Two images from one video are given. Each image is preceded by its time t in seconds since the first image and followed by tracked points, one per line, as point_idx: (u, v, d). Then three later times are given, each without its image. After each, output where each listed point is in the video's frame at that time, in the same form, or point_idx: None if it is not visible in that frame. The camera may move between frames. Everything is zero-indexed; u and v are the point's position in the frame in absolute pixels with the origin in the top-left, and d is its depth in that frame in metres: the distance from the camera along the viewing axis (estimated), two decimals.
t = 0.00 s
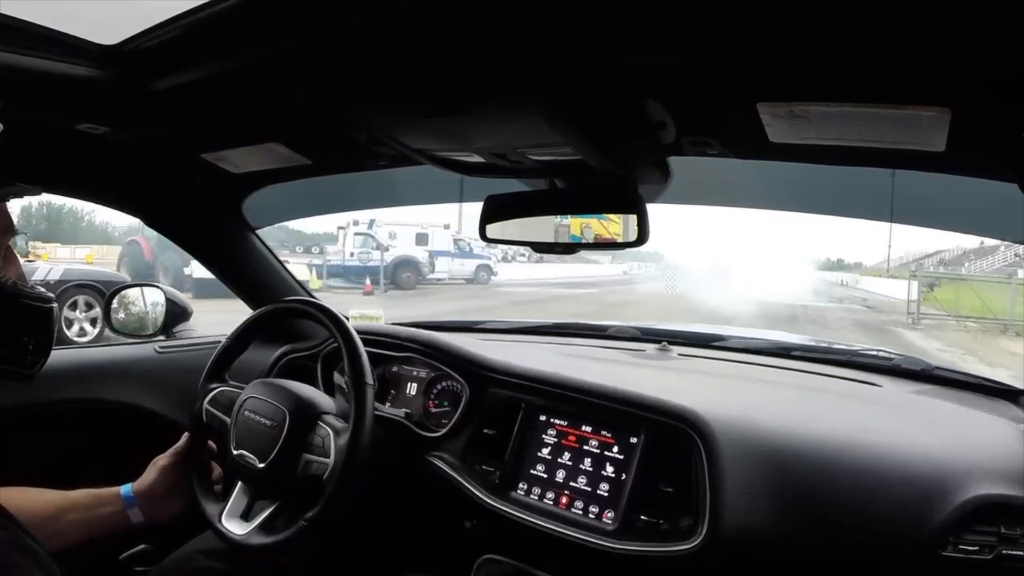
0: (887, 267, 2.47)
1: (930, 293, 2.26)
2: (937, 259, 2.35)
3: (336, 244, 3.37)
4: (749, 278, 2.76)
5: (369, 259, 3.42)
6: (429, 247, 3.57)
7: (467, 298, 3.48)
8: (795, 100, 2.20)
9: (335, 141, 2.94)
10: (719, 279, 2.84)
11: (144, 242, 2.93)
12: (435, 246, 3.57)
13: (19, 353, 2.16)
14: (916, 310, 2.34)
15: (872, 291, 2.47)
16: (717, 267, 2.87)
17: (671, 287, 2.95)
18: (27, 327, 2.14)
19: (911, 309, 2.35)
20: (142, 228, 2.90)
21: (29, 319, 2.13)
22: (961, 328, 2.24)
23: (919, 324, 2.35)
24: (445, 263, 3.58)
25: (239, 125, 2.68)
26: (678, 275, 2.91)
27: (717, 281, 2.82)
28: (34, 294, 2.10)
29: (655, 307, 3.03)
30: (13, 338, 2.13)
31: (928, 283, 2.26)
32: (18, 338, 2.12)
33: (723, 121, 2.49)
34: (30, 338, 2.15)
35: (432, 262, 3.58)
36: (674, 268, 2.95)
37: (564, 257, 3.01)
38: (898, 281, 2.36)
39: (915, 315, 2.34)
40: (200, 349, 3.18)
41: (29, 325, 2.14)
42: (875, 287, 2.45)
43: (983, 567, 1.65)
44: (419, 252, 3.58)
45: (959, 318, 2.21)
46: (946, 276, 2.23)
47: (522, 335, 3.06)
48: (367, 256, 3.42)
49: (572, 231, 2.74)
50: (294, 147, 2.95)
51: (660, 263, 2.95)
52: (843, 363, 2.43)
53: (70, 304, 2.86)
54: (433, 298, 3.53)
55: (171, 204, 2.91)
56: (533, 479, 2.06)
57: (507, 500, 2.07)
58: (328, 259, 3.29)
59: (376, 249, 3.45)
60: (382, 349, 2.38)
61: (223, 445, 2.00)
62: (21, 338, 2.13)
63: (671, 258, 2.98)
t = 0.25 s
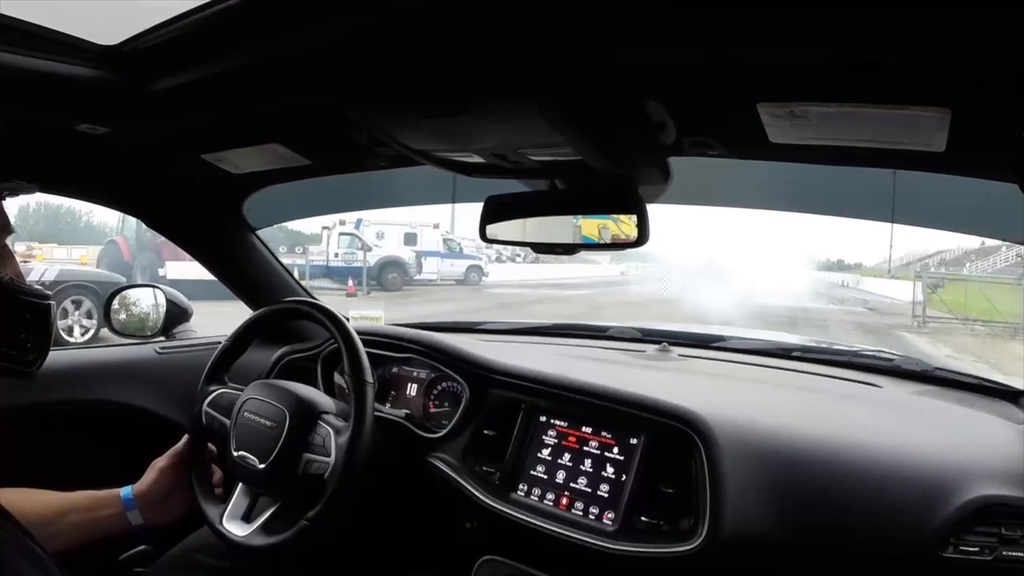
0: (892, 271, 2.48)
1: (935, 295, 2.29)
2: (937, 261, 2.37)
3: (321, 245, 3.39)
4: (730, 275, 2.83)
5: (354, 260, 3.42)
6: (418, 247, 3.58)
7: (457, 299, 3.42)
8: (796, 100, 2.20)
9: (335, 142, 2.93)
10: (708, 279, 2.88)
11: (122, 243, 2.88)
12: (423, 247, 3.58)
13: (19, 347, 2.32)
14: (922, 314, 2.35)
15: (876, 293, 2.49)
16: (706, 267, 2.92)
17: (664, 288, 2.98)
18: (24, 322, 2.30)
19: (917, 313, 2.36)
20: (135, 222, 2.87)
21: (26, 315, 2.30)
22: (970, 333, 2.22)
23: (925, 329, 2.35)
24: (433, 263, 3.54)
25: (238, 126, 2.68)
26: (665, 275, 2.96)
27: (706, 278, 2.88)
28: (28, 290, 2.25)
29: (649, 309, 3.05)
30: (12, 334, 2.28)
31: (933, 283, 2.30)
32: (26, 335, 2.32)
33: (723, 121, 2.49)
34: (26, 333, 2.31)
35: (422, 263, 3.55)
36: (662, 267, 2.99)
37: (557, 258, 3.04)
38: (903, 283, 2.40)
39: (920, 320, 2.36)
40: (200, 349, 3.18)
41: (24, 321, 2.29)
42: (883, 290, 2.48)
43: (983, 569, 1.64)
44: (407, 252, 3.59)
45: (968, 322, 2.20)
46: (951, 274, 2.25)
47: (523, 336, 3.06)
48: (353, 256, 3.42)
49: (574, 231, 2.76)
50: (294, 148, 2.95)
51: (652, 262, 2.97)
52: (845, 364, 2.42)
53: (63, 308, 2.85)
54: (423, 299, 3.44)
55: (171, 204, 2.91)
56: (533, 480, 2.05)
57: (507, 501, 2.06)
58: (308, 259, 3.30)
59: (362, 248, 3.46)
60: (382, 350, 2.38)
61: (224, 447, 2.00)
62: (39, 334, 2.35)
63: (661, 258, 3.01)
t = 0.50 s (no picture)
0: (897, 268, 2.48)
1: (940, 295, 2.29)
2: (936, 260, 2.39)
3: (306, 243, 3.36)
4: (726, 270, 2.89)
5: (338, 258, 3.36)
6: (406, 245, 3.48)
7: (446, 298, 3.37)
8: (794, 99, 2.21)
9: (336, 141, 2.95)
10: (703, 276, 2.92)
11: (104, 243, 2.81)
12: (412, 244, 3.50)
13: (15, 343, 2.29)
14: (927, 315, 2.35)
15: (878, 291, 2.50)
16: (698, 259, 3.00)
17: (657, 286, 2.99)
18: (18, 318, 2.26)
19: (922, 314, 2.35)
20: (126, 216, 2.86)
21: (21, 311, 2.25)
22: (975, 334, 2.20)
23: (929, 331, 2.31)
24: (422, 261, 3.43)
25: (239, 125, 2.69)
26: (658, 273, 3.00)
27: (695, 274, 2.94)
28: (24, 286, 2.21)
29: (647, 306, 3.02)
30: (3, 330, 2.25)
31: (937, 282, 2.32)
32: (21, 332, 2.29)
33: (722, 120, 2.50)
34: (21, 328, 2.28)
35: (410, 260, 3.43)
36: (657, 265, 3.03)
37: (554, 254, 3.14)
38: (906, 282, 2.41)
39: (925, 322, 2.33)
40: (200, 348, 3.18)
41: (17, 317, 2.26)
42: (882, 288, 2.49)
43: (981, 566, 1.65)
44: (394, 250, 3.47)
45: (972, 322, 2.19)
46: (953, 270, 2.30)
47: (523, 334, 3.07)
48: (337, 254, 3.37)
49: (573, 231, 2.76)
50: (294, 147, 2.96)
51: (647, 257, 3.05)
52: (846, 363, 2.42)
53: (58, 305, 2.81)
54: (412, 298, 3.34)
55: (171, 203, 2.94)
56: (533, 477, 2.06)
57: (507, 498, 2.07)
58: (290, 257, 3.29)
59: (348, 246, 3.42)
60: (382, 348, 2.39)
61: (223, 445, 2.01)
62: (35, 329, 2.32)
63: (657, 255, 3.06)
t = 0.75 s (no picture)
0: (914, 266, 2.41)
1: (947, 296, 2.22)
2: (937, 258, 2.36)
3: (286, 244, 3.30)
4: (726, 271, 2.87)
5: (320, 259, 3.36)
6: (393, 246, 3.55)
7: (435, 299, 3.42)
8: (795, 99, 2.21)
9: (336, 141, 2.94)
10: (699, 276, 2.93)
11: (77, 241, 2.72)
12: (399, 245, 3.56)
13: (16, 345, 2.20)
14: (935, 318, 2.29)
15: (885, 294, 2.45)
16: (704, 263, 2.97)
17: (648, 288, 3.02)
18: (20, 319, 2.16)
19: (929, 317, 2.29)
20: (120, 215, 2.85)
21: (23, 313, 2.15)
22: (986, 338, 2.16)
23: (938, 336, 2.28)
24: (410, 262, 3.51)
25: (239, 126, 2.68)
26: (649, 275, 3.03)
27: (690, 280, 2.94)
28: (26, 287, 2.10)
29: (647, 304, 3.03)
30: (5, 331, 2.15)
31: (943, 283, 2.25)
32: (23, 334, 2.19)
33: (723, 120, 2.50)
34: (22, 329, 2.19)
35: (398, 262, 3.51)
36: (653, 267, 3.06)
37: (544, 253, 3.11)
38: (912, 284, 2.35)
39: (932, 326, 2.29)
40: (199, 349, 3.19)
41: (19, 318, 2.16)
42: (886, 289, 2.45)
43: (983, 568, 1.65)
44: (379, 250, 3.55)
45: (983, 326, 2.15)
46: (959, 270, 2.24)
47: (524, 335, 3.08)
48: (318, 255, 3.35)
49: (573, 231, 2.76)
50: (294, 147, 2.96)
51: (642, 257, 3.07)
52: (846, 364, 2.43)
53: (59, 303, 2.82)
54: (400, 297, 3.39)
55: (173, 203, 2.94)
56: (533, 478, 2.06)
57: (507, 499, 2.07)
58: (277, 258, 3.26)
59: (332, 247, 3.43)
60: (382, 349, 2.39)
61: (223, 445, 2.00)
62: (38, 331, 2.22)
63: (655, 254, 3.12)
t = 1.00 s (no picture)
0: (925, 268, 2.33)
1: (955, 299, 2.16)
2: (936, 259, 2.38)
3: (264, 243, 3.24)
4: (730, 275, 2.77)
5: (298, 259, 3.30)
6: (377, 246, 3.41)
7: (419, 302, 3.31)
8: (795, 99, 2.21)
9: (336, 142, 2.94)
10: (697, 276, 2.84)
11: (48, 240, 2.60)
12: (383, 245, 3.43)
13: (16, 343, 2.12)
14: (944, 324, 2.22)
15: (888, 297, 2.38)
16: (700, 262, 2.90)
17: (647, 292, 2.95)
18: (19, 317, 2.08)
19: (937, 323, 2.23)
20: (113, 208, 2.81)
21: (24, 310, 2.08)
22: (996, 345, 2.12)
23: (948, 344, 2.24)
24: (395, 262, 3.32)
25: (239, 126, 2.68)
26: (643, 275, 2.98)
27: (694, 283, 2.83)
28: (27, 284, 2.06)
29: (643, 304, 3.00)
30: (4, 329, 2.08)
31: (945, 285, 2.19)
32: (24, 332, 2.12)
33: (723, 120, 2.49)
34: (21, 328, 2.11)
35: (382, 261, 3.32)
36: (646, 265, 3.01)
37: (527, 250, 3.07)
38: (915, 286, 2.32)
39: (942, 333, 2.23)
40: (200, 350, 3.19)
41: (18, 316, 2.08)
42: (890, 291, 2.38)
43: (983, 568, 1.65)
44: (360, 250, 3.38)
45: (993, 331, 2.12)
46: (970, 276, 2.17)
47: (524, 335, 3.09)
48: (295, 255, 3.29)
49: (572, 230, 2.75)
50: (294, 147, 2.96)
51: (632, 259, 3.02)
52: (847, 364, 2.44)
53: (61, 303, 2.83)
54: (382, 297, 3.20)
55: (170, 206, 2.93)
56: (533, 479, 2.06)
57: (507, 500, 2.06)
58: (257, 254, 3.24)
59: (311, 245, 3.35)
60: (382, 350, 2.39)
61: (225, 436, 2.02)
62: (40, 331, 2.16)
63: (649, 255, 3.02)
